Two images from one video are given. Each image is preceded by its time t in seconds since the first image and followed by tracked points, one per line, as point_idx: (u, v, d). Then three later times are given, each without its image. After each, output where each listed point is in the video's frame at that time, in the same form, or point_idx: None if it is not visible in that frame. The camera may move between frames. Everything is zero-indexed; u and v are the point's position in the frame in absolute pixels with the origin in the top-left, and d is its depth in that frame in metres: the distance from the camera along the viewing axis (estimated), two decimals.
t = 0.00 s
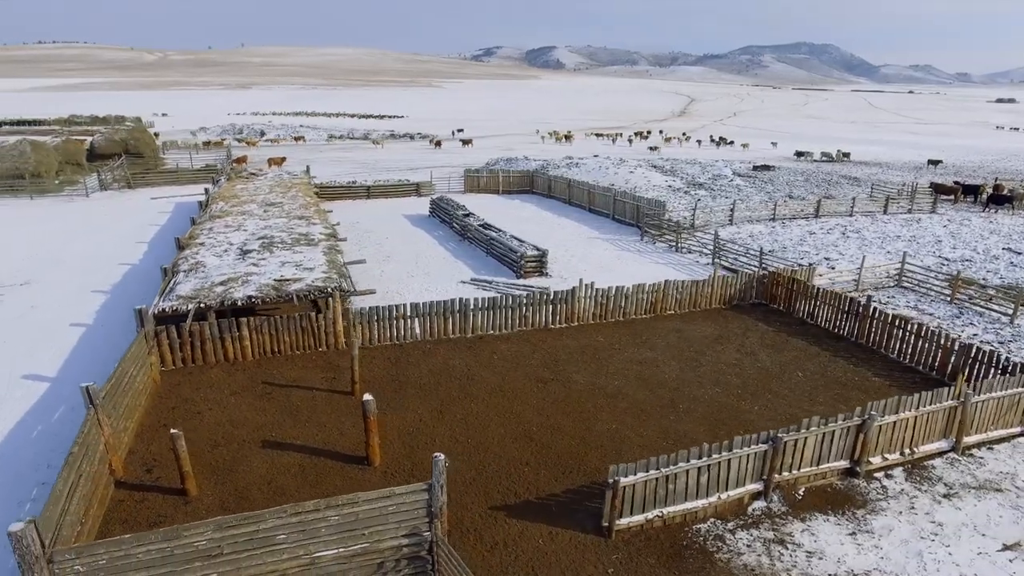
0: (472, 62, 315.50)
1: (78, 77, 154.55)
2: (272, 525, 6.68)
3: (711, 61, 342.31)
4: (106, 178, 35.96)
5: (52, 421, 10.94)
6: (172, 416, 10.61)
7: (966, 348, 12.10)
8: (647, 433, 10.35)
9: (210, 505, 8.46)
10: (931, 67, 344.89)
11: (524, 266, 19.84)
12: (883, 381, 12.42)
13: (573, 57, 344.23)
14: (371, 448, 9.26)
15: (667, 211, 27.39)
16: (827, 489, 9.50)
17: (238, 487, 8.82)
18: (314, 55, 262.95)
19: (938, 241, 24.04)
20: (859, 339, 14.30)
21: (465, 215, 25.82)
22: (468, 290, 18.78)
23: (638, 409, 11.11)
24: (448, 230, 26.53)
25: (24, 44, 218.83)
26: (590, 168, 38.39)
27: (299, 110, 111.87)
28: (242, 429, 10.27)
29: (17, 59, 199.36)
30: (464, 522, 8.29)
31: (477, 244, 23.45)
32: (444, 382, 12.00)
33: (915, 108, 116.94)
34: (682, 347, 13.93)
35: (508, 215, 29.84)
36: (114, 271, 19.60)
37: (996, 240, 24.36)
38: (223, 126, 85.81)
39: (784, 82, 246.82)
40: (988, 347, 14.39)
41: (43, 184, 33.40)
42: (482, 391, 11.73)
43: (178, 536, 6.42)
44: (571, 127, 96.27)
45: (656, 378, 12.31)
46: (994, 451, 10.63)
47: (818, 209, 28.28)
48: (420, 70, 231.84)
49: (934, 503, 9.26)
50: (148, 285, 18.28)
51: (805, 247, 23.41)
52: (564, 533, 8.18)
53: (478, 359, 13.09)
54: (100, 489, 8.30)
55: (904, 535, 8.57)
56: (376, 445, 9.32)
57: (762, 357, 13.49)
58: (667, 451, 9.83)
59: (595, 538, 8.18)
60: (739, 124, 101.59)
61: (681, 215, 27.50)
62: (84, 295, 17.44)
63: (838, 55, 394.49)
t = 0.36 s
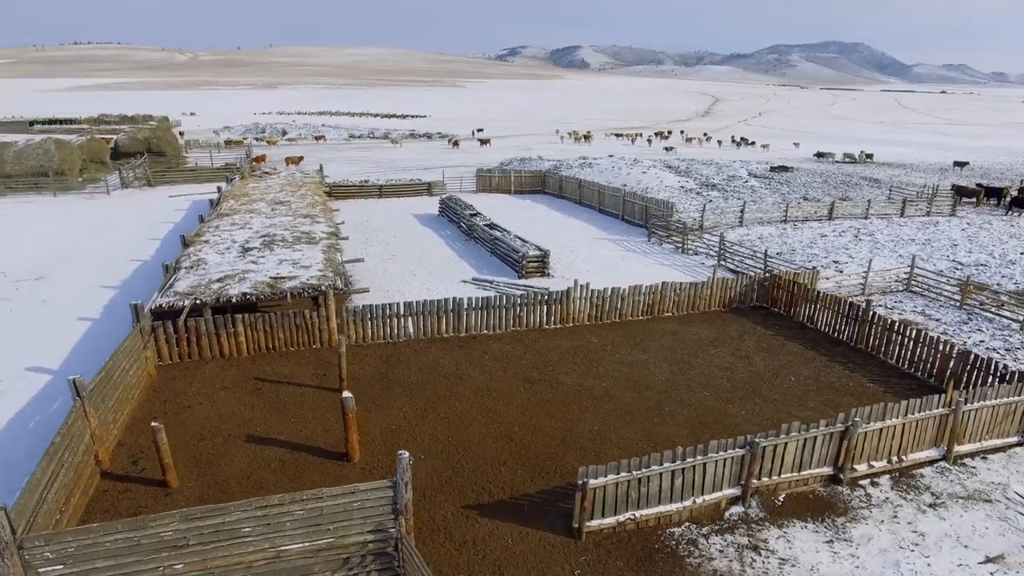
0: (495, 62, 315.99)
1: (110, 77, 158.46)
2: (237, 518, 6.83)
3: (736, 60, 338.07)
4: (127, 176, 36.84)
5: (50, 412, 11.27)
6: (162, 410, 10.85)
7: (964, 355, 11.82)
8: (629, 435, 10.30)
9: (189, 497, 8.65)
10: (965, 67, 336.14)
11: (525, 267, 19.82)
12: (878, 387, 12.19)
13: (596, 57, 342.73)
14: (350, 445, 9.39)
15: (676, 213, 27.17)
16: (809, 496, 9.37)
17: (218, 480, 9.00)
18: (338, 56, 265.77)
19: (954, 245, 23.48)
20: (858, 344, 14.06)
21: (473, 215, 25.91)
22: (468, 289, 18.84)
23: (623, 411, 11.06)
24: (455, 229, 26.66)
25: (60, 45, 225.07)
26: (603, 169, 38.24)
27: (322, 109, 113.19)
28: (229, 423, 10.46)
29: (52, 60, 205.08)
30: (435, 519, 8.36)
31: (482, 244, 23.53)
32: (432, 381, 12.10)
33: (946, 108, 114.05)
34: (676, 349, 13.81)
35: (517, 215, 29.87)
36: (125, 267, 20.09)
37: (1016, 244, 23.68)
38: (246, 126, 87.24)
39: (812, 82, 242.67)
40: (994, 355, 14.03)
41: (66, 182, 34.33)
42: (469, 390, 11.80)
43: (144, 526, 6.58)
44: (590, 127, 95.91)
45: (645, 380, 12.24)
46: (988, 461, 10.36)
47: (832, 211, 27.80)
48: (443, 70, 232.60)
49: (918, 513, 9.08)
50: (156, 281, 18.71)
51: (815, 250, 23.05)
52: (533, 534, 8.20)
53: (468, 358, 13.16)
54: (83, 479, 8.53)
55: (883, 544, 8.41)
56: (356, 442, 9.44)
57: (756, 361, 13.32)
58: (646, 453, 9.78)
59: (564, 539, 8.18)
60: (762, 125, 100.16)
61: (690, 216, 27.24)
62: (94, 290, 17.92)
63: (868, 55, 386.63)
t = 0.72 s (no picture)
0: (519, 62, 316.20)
1: (142, 78, 162.30)
2: (203, 510, 6.98)
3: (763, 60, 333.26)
4: (148, 174, 37.70)
5: (48, 403, 11.61)
6: (154, 403, 11.10)
7: (961, 362, 11.55)
8: (609, 437, 10.27)
9: (169, 488, 8.86)
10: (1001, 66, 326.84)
11: (526, 267, 19.80)
12: (872, 394, 11.97)
13: (620, 57, 340.84)
14: (330, 441, 9.52)
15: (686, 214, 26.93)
16: (788, 502, 9.24)
17: (200, 472, 9.20)
18: (363, 56, 268.39)
19: (970, 250, 22.90)
20: (856, 349, 13.80)
21: (480, 215, 25.99)
22: (468, 289, 18.89)
23: (607, 413, 11.02)
24: (463, 229, 26.78)
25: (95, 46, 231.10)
26: (616, 170, 38.04)
27: (345, 109, 114.41)
28: (216, 417, 10.67)
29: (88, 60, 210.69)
30: (407, 517, 8.44)
31: (488, 244, 23.59)
32: (420, 380, 12.19)
33: (978, 109, 111.10)
34: (668, 352, 13.72)
35: (527, 215, 29.88)
36: (136, 263, 20.58)
37: None
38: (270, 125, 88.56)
39: (840, 82, 238.23)
40: (998, 364, 13.68)
41: (89, 179, 35.22)
42: (455, 389, 11.87)
43: (111, 515, 6.76)
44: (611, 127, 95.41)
45: (633, 383, 12.19)
46: (980, 472, 10.11)
47: (845, 214, 27.30)
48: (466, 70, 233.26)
49: (900, 522, 8.90)
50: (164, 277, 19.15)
51: (824, 253, 22.66)
52: (503, 533, 8.23)
53: (459, 357, 13.24)
54: (68, 469, 8.79)
55: (860, 553, 8.26)
56: (335, 439, 9.57)
57: (749, 365, 13.16)
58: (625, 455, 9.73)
59: (533, 539, 8.19)
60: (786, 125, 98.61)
61: (699, 218, 26.97)
62: (104, 286, 18.40)
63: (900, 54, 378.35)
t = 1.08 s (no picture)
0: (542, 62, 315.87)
1: (172, 78, 165.85)
2: (172, 501, 7.20)
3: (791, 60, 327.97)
4: (169, 173, 38.50)
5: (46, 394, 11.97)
6: (146, 396, 11.38)
7: (956, 369, 11.28)
8: (589, 438, 10.25)
9: (151, 479, 9.09)
10: None
11: (527, 267, 19.79)
12: (864, 400, 11.75)
13: (645, 57, 338.39)
14: (310, 437, 9.67)
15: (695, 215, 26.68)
16: (765, 508, 9.12)
17: (182, 464, 9.42)
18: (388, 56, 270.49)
19: (987, 254, 22.31)
20: (853, 354, 13.56)
21: (487, 215, 26.08)
22: (468, 289, 18.96)
23: (590, 414, 11.01)
24: (471, 229, 26.88)
25: (128, 47, 236.78)
26: (630, 170, 37.82)
27: (367, 108, 115.43)
28: (204, 411, 10.90)
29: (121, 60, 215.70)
30: (378, 513, 8.54)
31: (493, 244, 23.65)
32: (409, 377, 12.30)
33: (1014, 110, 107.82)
34: (660, 354, 13.62)
35: (536, 215, 29.87)
36: (148, 260, 21.07)
37: None
38: (293, 125, 89.73)
39: (870, 82, 233.51)
40: (1002, 372, 13.33)
41: (111, 177, 36.08)
42: (442, 388, 11.95)
43: (83, 504, 7.04)
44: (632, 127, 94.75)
45: (619, 385, 12.16)
46: (969, 482, 9.87)
47: (860, 216, 26.79)
48: (490, 70, 233.76)
49: (879, 531, 8.73)
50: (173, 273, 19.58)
51: (834, 256, 22.27)
52: (471, 532, 8.28)
53: (449, 356, 13.32)
54: (55, 458, 9.08)
55: (833, 561, 8.13)
56: (315, 434, 9.71)
57: (741, 368, 12.99)
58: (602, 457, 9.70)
59: (501, 538, 8.23)
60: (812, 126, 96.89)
61: (709, 220, 26.67)
62: (114, 281, 18.89)
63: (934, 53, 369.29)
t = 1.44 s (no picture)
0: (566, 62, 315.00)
1: (202, 78, 169.26)
2: (144, 491, 7.37)
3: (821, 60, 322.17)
4: (189, 171, 39.30)
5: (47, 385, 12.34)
6: (141, 389, 11.67)
7: (951, 377, 11.03)
8: (569, 439, 10.25)
9: (135, 470, 9.33)
10: None
11: (529, 267, 19.78)
12: (855, 406, 11.53)
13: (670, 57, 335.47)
14: (291, 431, 9.82)
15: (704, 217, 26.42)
16: (742, 513, 9.02)
17: (167, 456, 9.65)
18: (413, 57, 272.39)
19: (1005, 259, 21.71)
20: (850, 359, 13.32)
21: (494, 215, 26.14)
22: (469, 289, 19.04)
23: (572, 415, 10.99)
24: (478, 229, 26.97)
25: (160, 48, 242.15)
26: (644, 171, 37.57)
27: (390, 108, 116.36)
28: (194, 405, 11.13)
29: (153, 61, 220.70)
30: (351, 508, 8.65)
31: (498, 244, 23.71)
32: (397, 375, 12.41)
33: None
34: (652, 357, 13.52)
35: (546, 215, 29.85)
36: (159, 256, 21.56)
37: None
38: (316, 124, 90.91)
39: (902, 82, 228.26)
40: (1005, 381, 13.00)
41: (133, 175, 36.96)
42: (429, 386, 12.04)
43: (57, 492, 7.24)
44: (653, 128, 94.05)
45: (606, 387, 12.11)
46: (957, 492, 9.62)
47: (874, 219, 26.27)
48: (514, 70, 234.07)
49: (857, 540, 8.57)
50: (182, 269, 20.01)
51: (844, 259, 21.87)
52: (441, 529, 8.34)
53: (440, 355, 13.41)
54: (44, 447, 9.36)
55: (805, 568, 8.02)
56: (297, 429, 9.86)
57: (733, 372, 12.83)
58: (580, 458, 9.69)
59: (470, 536, 8.27)
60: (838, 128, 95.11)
61: (719, 221, 26.39)
62: (125, 277, 19.36)
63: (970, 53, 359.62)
